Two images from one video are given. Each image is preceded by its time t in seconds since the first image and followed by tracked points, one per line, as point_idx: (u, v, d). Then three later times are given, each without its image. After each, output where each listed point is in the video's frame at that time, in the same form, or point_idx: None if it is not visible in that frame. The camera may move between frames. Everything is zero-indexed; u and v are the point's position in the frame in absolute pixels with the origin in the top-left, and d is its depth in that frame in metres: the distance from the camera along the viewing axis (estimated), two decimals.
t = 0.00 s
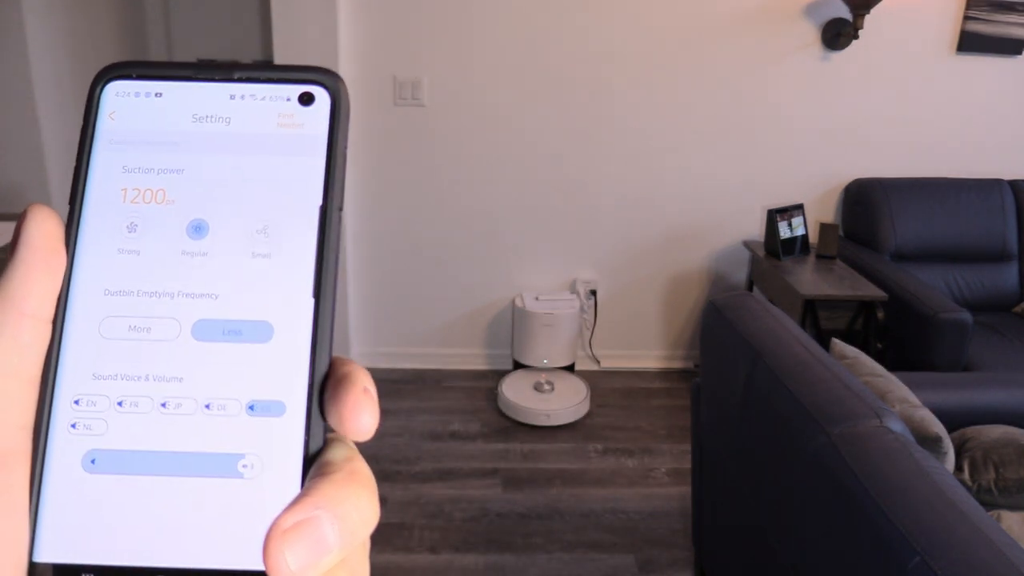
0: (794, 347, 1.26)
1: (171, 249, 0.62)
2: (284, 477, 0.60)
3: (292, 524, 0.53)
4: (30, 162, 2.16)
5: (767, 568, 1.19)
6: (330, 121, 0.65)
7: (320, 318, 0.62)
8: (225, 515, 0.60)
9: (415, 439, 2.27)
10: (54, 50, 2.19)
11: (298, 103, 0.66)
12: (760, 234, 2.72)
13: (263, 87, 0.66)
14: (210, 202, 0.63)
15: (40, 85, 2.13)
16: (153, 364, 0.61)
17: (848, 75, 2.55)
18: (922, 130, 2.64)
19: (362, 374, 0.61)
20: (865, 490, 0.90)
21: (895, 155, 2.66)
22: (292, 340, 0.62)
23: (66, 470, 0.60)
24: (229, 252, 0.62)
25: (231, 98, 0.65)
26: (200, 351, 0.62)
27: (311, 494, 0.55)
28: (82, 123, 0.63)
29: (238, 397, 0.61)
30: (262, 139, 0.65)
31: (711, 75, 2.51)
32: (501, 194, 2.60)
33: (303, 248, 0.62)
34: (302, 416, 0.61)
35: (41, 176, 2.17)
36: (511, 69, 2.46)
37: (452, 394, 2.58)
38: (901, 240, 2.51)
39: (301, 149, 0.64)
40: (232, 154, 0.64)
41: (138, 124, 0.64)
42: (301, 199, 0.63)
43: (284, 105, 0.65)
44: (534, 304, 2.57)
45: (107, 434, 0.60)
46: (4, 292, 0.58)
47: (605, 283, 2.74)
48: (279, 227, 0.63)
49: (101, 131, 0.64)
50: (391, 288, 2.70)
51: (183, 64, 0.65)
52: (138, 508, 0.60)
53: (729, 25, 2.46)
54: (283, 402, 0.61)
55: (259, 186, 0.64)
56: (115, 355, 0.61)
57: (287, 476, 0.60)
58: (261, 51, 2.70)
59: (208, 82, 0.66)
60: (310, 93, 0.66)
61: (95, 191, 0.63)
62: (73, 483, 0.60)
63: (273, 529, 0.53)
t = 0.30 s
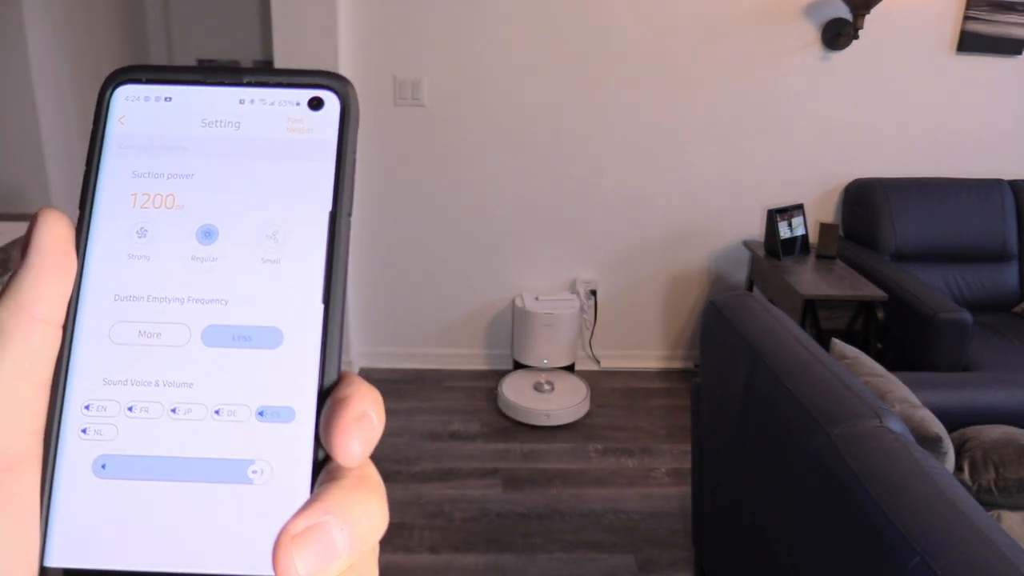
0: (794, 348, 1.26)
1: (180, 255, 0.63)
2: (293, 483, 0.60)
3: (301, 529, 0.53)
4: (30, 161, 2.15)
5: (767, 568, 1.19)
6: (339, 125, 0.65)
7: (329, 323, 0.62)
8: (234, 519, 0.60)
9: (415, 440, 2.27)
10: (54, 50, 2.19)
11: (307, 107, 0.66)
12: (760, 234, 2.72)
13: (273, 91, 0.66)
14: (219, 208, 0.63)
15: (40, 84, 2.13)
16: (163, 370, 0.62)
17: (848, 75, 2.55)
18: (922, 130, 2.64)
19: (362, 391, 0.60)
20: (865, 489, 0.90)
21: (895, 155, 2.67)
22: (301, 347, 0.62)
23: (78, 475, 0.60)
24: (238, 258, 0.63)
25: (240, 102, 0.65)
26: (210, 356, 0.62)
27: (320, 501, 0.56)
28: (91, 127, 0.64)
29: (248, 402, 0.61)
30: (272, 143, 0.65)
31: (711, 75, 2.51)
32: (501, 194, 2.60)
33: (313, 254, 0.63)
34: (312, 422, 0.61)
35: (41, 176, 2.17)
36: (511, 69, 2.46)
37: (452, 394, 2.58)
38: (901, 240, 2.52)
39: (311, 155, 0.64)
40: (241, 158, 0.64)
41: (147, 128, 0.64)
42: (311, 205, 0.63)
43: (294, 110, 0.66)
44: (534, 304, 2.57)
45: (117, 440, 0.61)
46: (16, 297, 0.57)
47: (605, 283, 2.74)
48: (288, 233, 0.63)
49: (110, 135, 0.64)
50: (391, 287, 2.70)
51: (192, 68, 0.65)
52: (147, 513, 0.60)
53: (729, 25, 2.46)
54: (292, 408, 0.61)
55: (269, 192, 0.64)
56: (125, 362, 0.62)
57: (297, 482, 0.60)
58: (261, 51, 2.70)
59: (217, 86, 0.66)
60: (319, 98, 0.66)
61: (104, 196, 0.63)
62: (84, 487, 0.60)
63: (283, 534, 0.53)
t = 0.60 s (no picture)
0: (794, 347, 1.26)
1: (191, 306, 0.64)
2: (306, 540, 0.60)
3: None
4: (30, 162, 2.15)
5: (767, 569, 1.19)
6: (348, 168, 0.66)
7: (341, 372, 0.62)
8: None
9: (415, 439, 2.27)
10: (55, 50, 2.20)
11: (316, 151, 0.66)
12: (760, 234, 2.72)
13: (282, 136, 0.67)
14: (228, 258, 0.64)
15: (41, 85, 2.13)
16: (174, 426, 0.62)
17: (848, 75, 2.55)
18: (922, 130, 2.64)
19: (372, 446, 0.61)
20: (866, 490, 0.90)
21: (895, 155, 2.67)
22: (312, 397, 0.62)
23: (91, 533, 0.61)
24: (248, 309, 0.63)
25: (249, 148, 0.66)
26: (221, 410, 0.62)
27: (331, 562, 0.60)
28: (101, 177, 0.65)
29: (260, 457, 0.62)
30: (280, 190, 0.65)
31: (711, 75, 2.51)
32: (501, 195, 2.60)
33: (323, 304, 0.63)
34: (323, 479, 0.61)
35: (41, 176, 2.17)
36: (511, 70, 2.46)
37: (452, 394, 2.58)
38: (902, 241, 2.51)
39: (319, 201, 0.65)
40: (249, 206, 0.65)
41: (156, 176, 0.66)
42: (320, 252, 0.64)
43: (303, 155, 0.66)
44: (534, 304, 2.57)
45: (129, 495, 0.61)
46: (27, 352, 0.61)
47: (605, 283, 2.74)
48: (298, 282, 0.64)
49: (120, 184, 0.65)
50: (391, 288, 2.70)
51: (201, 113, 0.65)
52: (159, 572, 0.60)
53: (729, 26, 2.47)
54: (304, 463, 0.61)
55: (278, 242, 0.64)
56: (136, 416, 0.62)
57: (310, 539, 0.61)
58: (261, 50, 2.71)
59: (226, 132, 0.67)
60: (328, 142, 0.66)
61: (114, 246, 0.64)
62: (96, 546, 0.61)
63: None
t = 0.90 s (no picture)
0: (794, 347, 1.26)
1: (180, 317, 0.64)
2: (293, 552, 0.61)
3: None
4: (30, 162, 2.15)
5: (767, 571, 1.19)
6: (340, 180, 0.66)
7: (330, 385, 0.63)
8: None
9: (415, 440, 2.27)
10: (54, 50, 2.20)
11: (307, 162, 0.66)
12: (760, 234, 2.72)
13: (274, 146, 0.66)
14: (217, 269, 0.65)
15: (41, 84, 2.13)
16: (161, 437, 0.63)
17: (848, 75, 2.55)
18: (922, 130, 2.64)
19: (360, 461, 0.62)
20: (865, 490, 0.90)
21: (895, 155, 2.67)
22: (301, 410, 0.63)
23: (77, 541, 0.62)
24: (237, 321, 0.64)
25: (240, 157, 0.66)
26: (209, 421, 0.63)
27: None
28: (91, 186, 0.66)
29: (247, 469, 0.62)
30: (271, 200, 0.66)
31: (711, 76, 2.51)
32: (501, 195, 2.60)
33: (312, 316, 0.63)
34: (311, 496, 0.62)
35: (41, 176, 2.17)
36: (511, 70, 2.46)
37: (452, 394, 2.58)
38: (901, 241, 2.51)
39: (310, 212, 0.65)
40: (238, 217, 0.65)
41: (146, 185, 0.66)
42: (311, 265, 0.64)
43: (294, 165, 0.66)
44: (534, 304, 2.57)
45: (116, 505, 0.62)
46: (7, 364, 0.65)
47: (605, 283, 2.74)
48: (287, 295, 0.64)
49: (110, 193, 0.66)
50: (391, 288, 2.70)
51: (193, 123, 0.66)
52: None
53: (729, 26, 2.47)
54: (291, 475, 0.62)
55: (268, 254, 0.65)
56: (123, 427, 0.63)
57: (297, 551, 0.61)
58: (261, 50, 2.72)
59: (217, 141, 0.67)
60: (320, 153, 0.66)
61: (103, 255, 0.65)
62: (82, 554, 0.62)
63: None
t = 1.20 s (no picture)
0: (794, 347, 1.26)
1: (172, 343, 0.65)
2: None
3: None
4: (30, 162, 2.15)
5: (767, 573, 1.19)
6: (332, 200, 0.66)
7: (325, 409, 0.63)
8: None
9: (416, 440, 2.27)
10: (54, 51, 2.20)
11: (298, 182, 0.66)
12: (760, 234, 2.72)
13: (265, 166, 0.67)
14: (209, 294, 0.65)
15: (41, 85, 2.13)
16: (157, 466, 0.63)
17: (848, 75, 2.55)
18: (922, 130, 2.64)
19: (358, 489, 0.62)
20: (865, 490, 0.90)
21: (894, 155, 2.67)
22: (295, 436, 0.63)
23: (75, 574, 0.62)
24: (229, 346, 0.64)
25: (229, 178, 0.66)
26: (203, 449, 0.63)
27: None
28: (78, 210, 0.65)
29: (244, 498, 0.63)
30: (263, 223, 0.66)
31: (710, 76, 2.51)
32: (501, 195, 2.60)
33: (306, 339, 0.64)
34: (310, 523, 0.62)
35: (40, 176, 2.17)
36: (511, 69, 2.46)
37: (452, 394, 2.58)
38: (901, 241, 2.52)
39: (303, 234, 0.65)
40: (230, 240, 0.66)
41: (135, 208, 0.66)
42: (305, 288, 0.64)
43: (285, 185, 0.66)
44: (534, 304, 2.57)
45: (113, 538, 0.62)
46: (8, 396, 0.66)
47: (605, 283, 2.74)
48: (280, 320, 0.64)
49: (97, 217, 0.66)
50: (391, 288, 2.70)
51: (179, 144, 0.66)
52: None
53: (728, 26, 2.47)
54: (290, 504, 0.62)
55: (261, 280, 0.65)
56: (118, 457, 0.63)
57: None
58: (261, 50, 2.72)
59: (205, 161, 0.67)
60: (310, 172, 0.66)
61: (93, 282, 0.65)
62: None
63: None
